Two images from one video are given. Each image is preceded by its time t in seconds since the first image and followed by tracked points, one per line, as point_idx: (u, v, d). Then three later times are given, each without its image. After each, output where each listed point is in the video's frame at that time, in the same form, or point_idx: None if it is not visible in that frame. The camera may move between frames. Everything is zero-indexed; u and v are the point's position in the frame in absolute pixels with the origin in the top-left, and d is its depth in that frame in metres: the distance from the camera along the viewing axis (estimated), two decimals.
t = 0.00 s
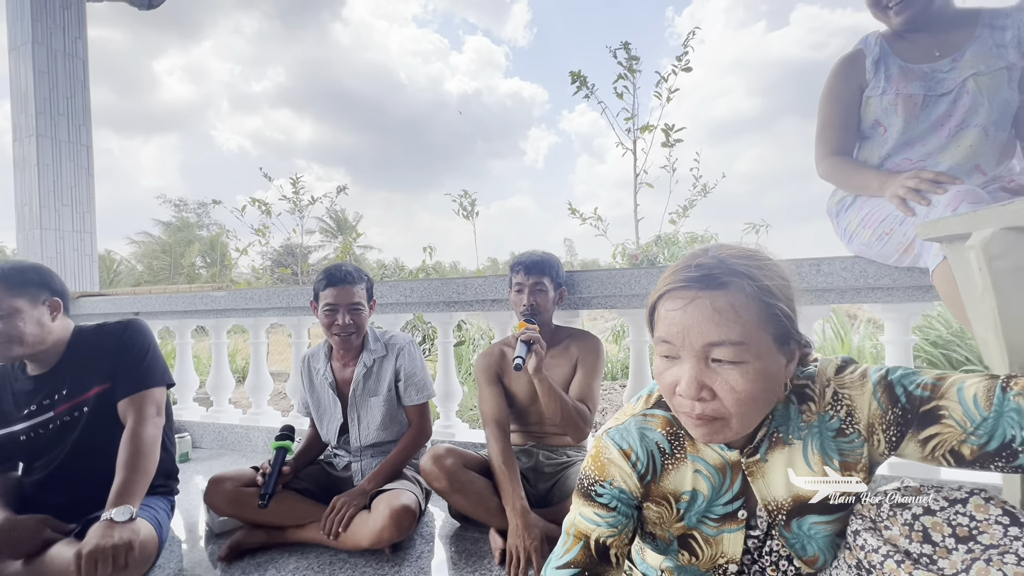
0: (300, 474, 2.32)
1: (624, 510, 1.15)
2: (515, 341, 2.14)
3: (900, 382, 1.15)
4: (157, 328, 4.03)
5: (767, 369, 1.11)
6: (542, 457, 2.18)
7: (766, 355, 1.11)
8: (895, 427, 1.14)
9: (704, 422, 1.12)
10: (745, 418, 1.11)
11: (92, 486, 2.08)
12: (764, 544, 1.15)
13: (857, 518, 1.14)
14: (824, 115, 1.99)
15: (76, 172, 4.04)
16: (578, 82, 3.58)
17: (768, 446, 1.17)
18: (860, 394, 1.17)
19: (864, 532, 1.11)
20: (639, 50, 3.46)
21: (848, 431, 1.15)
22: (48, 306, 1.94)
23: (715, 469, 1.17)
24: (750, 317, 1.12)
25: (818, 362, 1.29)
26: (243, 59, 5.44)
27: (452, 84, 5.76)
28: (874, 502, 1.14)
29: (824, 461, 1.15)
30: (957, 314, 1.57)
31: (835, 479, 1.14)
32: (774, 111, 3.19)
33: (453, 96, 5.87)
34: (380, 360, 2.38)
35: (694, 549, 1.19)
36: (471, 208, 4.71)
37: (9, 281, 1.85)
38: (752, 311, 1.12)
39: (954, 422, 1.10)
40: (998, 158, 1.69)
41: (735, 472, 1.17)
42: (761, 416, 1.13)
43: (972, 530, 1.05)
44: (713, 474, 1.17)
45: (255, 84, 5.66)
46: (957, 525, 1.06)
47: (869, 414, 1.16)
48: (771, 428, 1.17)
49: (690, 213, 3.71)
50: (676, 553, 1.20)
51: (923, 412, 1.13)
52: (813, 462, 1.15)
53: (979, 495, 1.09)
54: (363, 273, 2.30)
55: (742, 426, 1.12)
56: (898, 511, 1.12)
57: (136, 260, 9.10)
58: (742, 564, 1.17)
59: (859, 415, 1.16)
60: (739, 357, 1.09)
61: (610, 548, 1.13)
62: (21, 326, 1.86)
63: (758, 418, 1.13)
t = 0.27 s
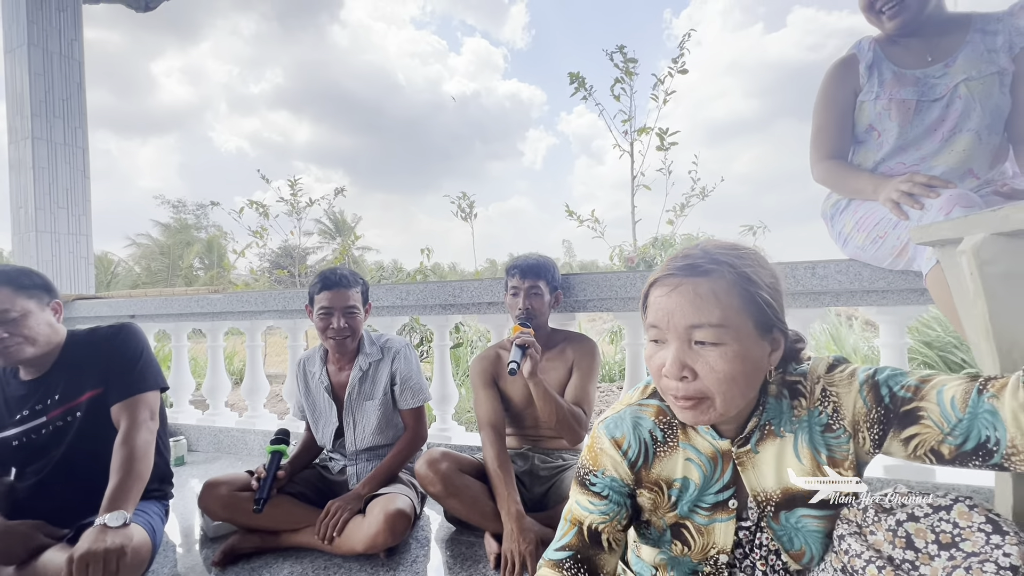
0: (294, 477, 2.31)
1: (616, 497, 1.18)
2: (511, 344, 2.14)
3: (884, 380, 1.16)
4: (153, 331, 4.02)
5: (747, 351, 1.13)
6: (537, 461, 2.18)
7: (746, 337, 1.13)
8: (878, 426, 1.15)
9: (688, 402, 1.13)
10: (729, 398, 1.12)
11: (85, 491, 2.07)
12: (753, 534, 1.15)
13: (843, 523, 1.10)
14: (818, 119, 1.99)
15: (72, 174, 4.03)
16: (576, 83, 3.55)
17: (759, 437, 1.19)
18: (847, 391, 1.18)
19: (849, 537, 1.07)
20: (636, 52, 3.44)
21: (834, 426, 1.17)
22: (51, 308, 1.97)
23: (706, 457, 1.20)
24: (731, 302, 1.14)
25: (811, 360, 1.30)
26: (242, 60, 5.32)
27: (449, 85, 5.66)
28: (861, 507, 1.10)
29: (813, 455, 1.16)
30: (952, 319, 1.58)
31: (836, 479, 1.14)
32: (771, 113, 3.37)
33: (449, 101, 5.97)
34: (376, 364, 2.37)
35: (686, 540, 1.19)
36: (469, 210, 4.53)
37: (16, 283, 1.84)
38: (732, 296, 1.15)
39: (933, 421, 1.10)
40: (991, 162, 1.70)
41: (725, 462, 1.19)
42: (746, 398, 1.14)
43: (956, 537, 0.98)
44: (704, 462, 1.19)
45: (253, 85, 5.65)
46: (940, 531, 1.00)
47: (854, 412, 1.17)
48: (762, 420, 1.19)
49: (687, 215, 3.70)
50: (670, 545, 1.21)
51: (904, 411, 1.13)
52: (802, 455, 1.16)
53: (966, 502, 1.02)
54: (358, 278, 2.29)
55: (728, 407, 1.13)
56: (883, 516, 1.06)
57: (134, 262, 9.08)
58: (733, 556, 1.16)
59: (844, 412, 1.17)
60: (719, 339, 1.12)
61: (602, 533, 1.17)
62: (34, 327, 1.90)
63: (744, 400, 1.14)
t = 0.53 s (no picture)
0: (294, 477, 2.30)
1: (618, 469, 1.27)
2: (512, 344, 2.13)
3: (874, 359, 1.18)
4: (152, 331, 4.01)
5: (745, 322, 1.19)
6: (538, 460, 2.18)
7: (743, 310, 1.19)
8: (868, 403, 1.16)
9: (689, 370, 1.20)
10: (727, 366, 1.18)
11: (85, 491, 2.06)
12: (752, 510, 1.18)
13: (841, 522, 1.08)
14: (819, 119, 1.99)
15: (71, 174, 4.03)
16: (575, 85, 3.63)
17: (759, 415, 1.22)
18: (839, 371, 1.21)
19: (845, 536, 1.04)
20: (634, 53, 3.49)
21: (828, 403, 1.18)
22: (51, 309, 1.95)
23: (705, 432, 1.24)
24: (728, 278, 1.20)
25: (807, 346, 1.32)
26: (241, 62, 5.30)
27: (449, 86, 5.66)
28: (859, 506, 1.07)
29: (809, 432, 1.18)
30: (953, 318, 1.58)
31: (835, 479, 1.14)
32: (769, 114, 3.12)
33: (449, 101, 5.97)
34: (375, 363, 2.37)
35: (687, 514, 1.23)
36: (469, 210, 4.59)
37: (16, 284, 1.83)
38: (730, 273, 1.20)
39: (916, 397, 1.11)
40: (992, 161, 1.70)
41: (726, 438, 1.23)
42: (744, 366, 1.20)
43: (947, 535, 0.93)
44: (703, 435, 1.24)
45: (252, 86, 5.64)
46: (933, 530, 0.95)
47: (846, 390, 1.19)
48: (762, 398, 1.23)
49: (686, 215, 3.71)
50: (672, 520, 1.25)
51: (890, 389, 1.14)
52: (799, 432, 1.19)
53: (960, 501, 0.96)
54: (359, 278, 2.30)
55: (725, 375, 1.18)
56: (877, 515, 1.03)
57: (133, 262, 9.06)
58: (733, 531, 1.19)
59: (834, 390, 1.19)
60: (717, 311, 1.18)
61: (603, 501, 1.26)
62: (33, 329, 1.89)
63: (741, 369, 1.19)
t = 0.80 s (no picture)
0: (297, 475, 2.30)
1: (630, 442, 1.39)
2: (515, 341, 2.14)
3: (859, 330, 1.26)
4: (153, 330, 4.01)
5: (748, 299, 1.27)
6: (541, 457, 2.17)
7: (745, 288, 1.28)
8: (859, 369, 1.23)
9: (696, 343, 1.28)
10: (733, 338, 1.26)
11: (88, 487, 2.06)
12: (759, 482, 1.24)
13: (848, 515, 1.12)
14: (823, 116, 2.00)
15: (73, 172, 4.03)
16: (577, 84, 3.61)
17: (764, 390, 1.29)
18: (830, 344, 1.28)
19: (853, 528, 1.08)
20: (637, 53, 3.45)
21: (823, 373, 1.25)
22: (53, 306, 1.95)
23: (714, 407, 1.31)
24: (732, 260, 1.29)
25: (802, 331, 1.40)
26: (241, 61, 5.40)
27: (450, 88, 5.72)
28: (866, 500, 1.11)
29: (809, 401, 1.24)
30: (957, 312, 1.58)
31: (836, 479, 1.18)
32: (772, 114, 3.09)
33: (448, 101, 5.92)
34: (379, 358, 2.37)
35: (695, 485, 1.30)
36: (470, 210, 4.68)
37: (18, 282, 1.83)
38: (734, 255, 1.30)
39: (901, 355, 1.18)
40: (996, 158, 1.70)
41: (733, 411, 1.30)
42: (749, 339, 1.27)
43: (955, 528, 0.97)
44: (710, 408, 1.31)
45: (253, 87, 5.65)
46: (940, 523, 0.99)
47: (838, 360, 1.26)
48: (766, 375, 1.29)
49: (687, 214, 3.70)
50: (681, 493, 1.33)
51: (877, 352, 1.21)
52: (799, 402, 1.25)
53: (966, 493, 1.00)
54: (363, 274, 2.30)
55: (730, 347, 1.26)
56: (885, 507, 1.07)
57: (133, 262, 9.05)
58: (740, 502, 1.25)
59: (827, 361, 1.26)
60: (721, 288, 1.27)
61: (614, 470, 1.40)
62: (34, 327, 1.88)
63: (746, 342, 1.27)
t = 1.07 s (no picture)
0: (298, 474, 2.32)
1: (640, 431, 1.42)
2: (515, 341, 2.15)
3: (849, 327, 1.32)
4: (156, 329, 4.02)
5: (747, 292, 1.34)
6: (542, 457, 2.18)
7: (745, 282, 1.35)
8: (847, 364, 1.29)
9: (696, 332, 1.35)
10: (731, 327, 1.32)
11: (90, 486, 2.07)
12: (758, 469, 1.29)
13: (848, 515, 1.13)
14: (824, 118, 2.01)
15: (76, 172, 4.04)
16: (578, 85, 3.67)
17: (762, 381, 1.34)
18: (821, 340, 1.34)
19: (852, 528, 1.10)
20: (638, 53, 3.52)
21: (816, 367, 1.31)
22: (55, 306, 1.96)
23: (715, 395, 1.37)
24: (733, 256, 1.36)
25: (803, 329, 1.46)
26: (243, 62, 5.46)
27: (451, 88, 5.75)
28: (865, 499, 1.13)
29: (804, 392, 1.30)
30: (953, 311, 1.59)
31: (837, 479, 1.22)
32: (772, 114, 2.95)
33: (451, 100, 5.87)
34: (382, 357, 2.38)
35: (696, 471, 1.35)
36: (472, 210, 4.69)
37: (19, 282, 1.84)
38: (735, 251, 1.37)
39: (883, 351, 1.24)
40: (996, 160, 1.69)
41: (733, 400, 1.35)
42: (747, 330, 1.33)
43: (953, 528, 1.00)
44: (712, 397, 1.37)
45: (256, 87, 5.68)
46: (939, 523, 1.01)
47: (828, 355, 1.32)
48: (766, 367, 1.35)
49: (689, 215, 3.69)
50: (682, 479, 1.38)
51: (862, 348, 1.27)
52: (795, 392, 1.30)
53: (966, 494, 1.02)
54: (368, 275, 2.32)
55: (729, 336, 1.32)
56: (884, 507, 1.09)
57: (135, 262, 9.07)
58: (738, 488, 1.29)
59: (819, 355, 1.32)
60: (722, 281, 1.34)
61: (627, 459, 1.42)
62: (35, 327, 1.89)
63: (744, 332, 1.33)
